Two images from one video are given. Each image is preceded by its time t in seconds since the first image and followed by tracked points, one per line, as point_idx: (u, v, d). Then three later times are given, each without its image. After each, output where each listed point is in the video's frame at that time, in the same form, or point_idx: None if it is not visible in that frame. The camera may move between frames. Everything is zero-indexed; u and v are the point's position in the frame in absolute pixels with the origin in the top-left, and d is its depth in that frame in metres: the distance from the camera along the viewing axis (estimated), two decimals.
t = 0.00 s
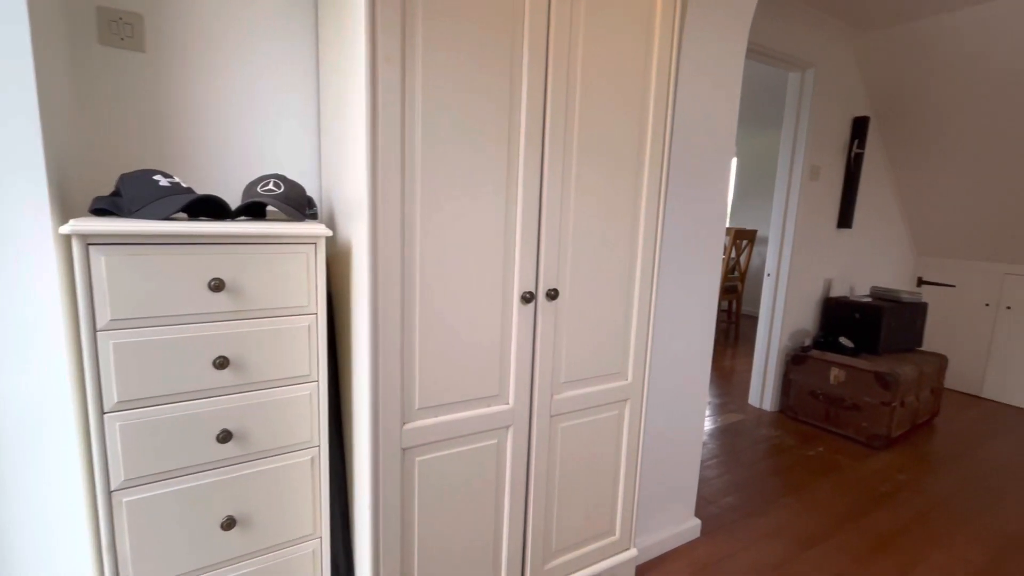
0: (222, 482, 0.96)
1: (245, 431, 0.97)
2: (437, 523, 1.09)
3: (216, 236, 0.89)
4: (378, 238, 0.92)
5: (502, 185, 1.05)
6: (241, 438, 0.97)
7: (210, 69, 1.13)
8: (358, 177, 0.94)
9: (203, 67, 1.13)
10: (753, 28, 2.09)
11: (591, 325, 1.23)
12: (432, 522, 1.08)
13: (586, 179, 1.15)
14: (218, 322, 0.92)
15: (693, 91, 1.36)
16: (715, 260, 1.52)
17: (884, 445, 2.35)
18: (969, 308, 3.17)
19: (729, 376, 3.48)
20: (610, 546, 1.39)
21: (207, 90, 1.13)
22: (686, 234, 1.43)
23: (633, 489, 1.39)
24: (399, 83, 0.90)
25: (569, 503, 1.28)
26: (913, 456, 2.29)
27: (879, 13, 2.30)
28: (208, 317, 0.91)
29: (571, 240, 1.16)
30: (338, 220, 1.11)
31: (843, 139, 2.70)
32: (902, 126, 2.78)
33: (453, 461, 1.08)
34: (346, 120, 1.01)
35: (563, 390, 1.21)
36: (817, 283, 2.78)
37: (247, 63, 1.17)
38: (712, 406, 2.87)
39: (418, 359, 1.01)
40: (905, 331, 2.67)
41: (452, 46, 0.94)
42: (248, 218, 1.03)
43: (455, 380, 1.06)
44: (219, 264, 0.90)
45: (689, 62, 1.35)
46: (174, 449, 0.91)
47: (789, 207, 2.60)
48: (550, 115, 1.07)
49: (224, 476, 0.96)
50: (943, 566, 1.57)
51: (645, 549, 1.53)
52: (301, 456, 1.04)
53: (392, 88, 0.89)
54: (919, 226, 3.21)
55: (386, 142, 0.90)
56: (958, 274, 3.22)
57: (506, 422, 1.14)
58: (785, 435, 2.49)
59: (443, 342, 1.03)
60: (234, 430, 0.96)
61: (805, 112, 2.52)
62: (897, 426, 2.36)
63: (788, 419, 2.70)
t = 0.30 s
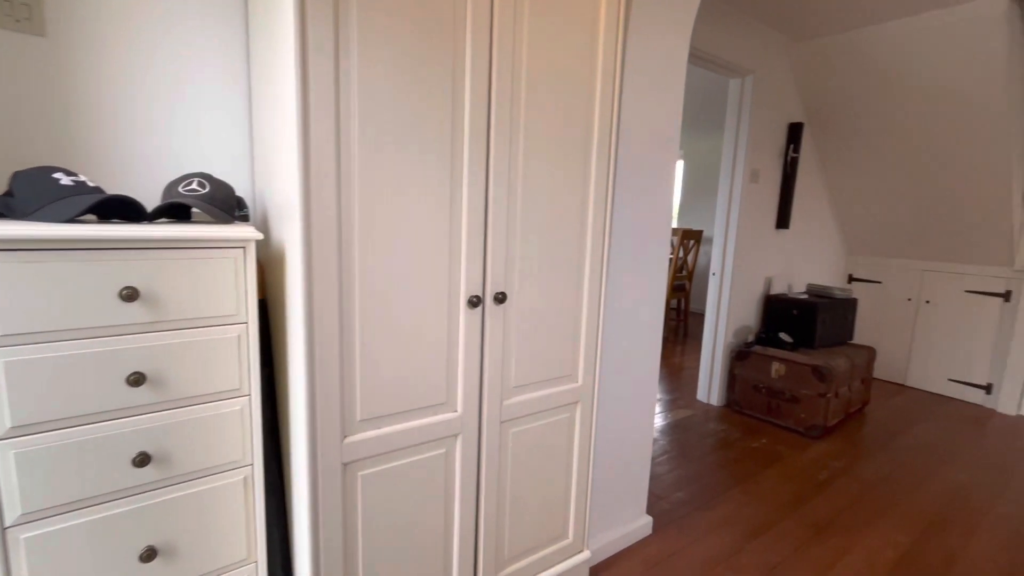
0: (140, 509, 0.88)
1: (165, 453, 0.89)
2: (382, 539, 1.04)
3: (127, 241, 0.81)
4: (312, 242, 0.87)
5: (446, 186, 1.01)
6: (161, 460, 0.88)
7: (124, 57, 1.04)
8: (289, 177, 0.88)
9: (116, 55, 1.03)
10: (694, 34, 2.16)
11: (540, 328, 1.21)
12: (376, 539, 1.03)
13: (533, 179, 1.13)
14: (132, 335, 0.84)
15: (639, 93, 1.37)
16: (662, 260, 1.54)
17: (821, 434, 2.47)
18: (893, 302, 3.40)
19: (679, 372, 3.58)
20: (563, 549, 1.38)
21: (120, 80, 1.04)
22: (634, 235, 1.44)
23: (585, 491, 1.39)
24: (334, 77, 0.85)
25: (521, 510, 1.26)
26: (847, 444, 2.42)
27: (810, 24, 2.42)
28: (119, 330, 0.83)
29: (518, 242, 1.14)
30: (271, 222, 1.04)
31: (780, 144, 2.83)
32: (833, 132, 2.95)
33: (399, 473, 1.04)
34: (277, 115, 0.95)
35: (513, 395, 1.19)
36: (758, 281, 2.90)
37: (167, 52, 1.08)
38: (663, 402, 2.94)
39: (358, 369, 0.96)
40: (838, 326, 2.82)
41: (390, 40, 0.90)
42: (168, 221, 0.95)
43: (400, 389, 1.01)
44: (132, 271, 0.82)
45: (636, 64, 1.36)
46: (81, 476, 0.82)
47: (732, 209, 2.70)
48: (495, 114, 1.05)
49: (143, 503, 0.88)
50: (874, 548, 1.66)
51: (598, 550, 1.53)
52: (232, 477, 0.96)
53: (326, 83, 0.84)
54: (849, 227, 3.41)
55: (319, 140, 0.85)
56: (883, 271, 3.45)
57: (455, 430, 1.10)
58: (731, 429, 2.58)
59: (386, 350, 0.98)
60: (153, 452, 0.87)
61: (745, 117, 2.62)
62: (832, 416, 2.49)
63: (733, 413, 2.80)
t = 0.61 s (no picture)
0: (40, 546, 0.78)
1: (69, 482, 0.79)
2: (322, 560, 0.98)
3: (13, 245, 0.71)
4: (236, 244, 0.80)
5: (386, 185, 0.96)
6: (63, 490, 0.79)
7: (14, 36, 0.93)
8: (209, 174, 0.80)
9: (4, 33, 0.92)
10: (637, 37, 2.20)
11: (488, 331, 1.18)
12: (316, 560, 0.97)
13: (478, 178, 1.10)
14: (24, 351, 0.74)
15: (588, 90, 1.35)
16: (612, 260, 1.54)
17: (762, 425, 2.57)
18: (825, 297, 3.61)
19: (630, 369, 3.65)
20: (516, 555, 1.35)
21: (10, 62, 0.93)
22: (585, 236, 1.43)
23: (538, 495, 1.37)
24: (258, 66, 0.79)
25: (472, 517, 1.23)
26: (786, 434, 2.53)
27: (746, 31, 2.52)
28: (9, 346, 0.73)
29: (464, 243, 1.10)
30: (193, 221, 0.95)
31: (721, 146, 2.93)
32: (768, 135, 3.09)
33: (340, 489, 0.98)
34: (196, 106, 0.87)
35: (461, 401, 1.15)
36: (703, 279, 2.99)
37: (67, 33, 0.97)
38: (614, 400, 2.98)
39: (291, 380, 0.89)
40: (776, 321, 2.96)
41: (321, 29, 0.84)
42: (71, 221, 0.85)
43: (339, 399, 0.96)
44: (22, 280, 0.72)
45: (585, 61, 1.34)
46: None
47: (677, 209, 2.78)
48: (437, 110, 1.01)
49: (43, 539, 0.78)
50: (811, 532, 1.74)
51: (552, 552, 1.52)
52: (151, 504, 0.87)
53: (249, 72, 0.78)
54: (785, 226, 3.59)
55: (242, 134, 0.78)
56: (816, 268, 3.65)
57: (400, 440, 1.06)
58: (679, 423, 2.65)
59: (323, 359, 0.92)
60: (53, 482, 0.78)
61: (687, 120, 2.70)
62: (772, 407, 2.60)
63: (681, 407, 2.87)
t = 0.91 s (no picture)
0: None
1: None
2: None
3: None
4: (144, 246, 0.72)
5: (319, 182, 0.90)
6: None
7: None
8: (111, 168, 0.72)
9: None
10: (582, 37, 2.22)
11: (434, 335, 1.13)
12: None
13: (420, 176, 1.06)
14: None
15: (535, 88, 1.32)
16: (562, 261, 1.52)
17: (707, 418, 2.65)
18: (763, 294, 3.78)
19: (580, 368, 3.68)
20: (468, 565, 1.31)
21: None
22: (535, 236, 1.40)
23: (488, 502, 1.33)
24: (166, 46, 0.71)
25: (421, 530, 1.17)
26: (729, 426, 2.62)
27: (687, 36, 2.59)
28: None
29: (406, 243, 1.05)
30: (96, 221, 0.85)
31: (664, 148, 3.01)
32: (708, 138, 3.20)
33: (272, 511, 0.91)
34: (96, 91, 0.77)
35: (406, 409, 1.10)
36: (649, 278, 3.06)
37: None
38: (566, 399, 2.99)
39: (214, 395, 0.81)
40: (718, 317, 3.06)
41: (241, 11, 0.77)
42: None
43: (269, 414, 0.88)
44: None
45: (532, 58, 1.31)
46: None
47: (624, 208, 2.82)
48: (374, 104, 0.96)
49: None
50: (755, 520, 1.80)
51: (505, 559, 1.49)
52: (48, 543, 0.77)
53: (154, 54, 0.70)
54: (725, 226, 3.73)
55: (149, 123, 0.70)
56: (753, 266, 3.82)
57: (340, 455, 0.99)
58: (629, 420, 2.69)
59: (249, 370, 0.85)
60: None
61: (632, 120, 2.75)
62: (716, 400, 2.68)
63: (631, 403, 2.92)
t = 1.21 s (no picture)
0: None
1: None
2: None
3: None
4: (28, 248, 0.63)
5: (242, 178, 0.83)
6: None
7: None
8: None
9: None
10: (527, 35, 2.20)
11: (375, 341, 1.07)
12: None
13: (357, 173, 1.00)
14: None
15: (480, 83, 1.28)
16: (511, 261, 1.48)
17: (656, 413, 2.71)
18: (705, 290, 3.92)
19: (532, 368, 3.68)
20: None
21: None
22: (482, 236, 1.36)
23: (437, 512, 1.28)
24: (51, 22, 0.62)
25: (364, 547, 1.11)
26: (676, 420, 2.68)
27: (630, 39, 2.64)
28: None
29: (342, 244, 0.99)
30: None
31: (610, 148, 3.06)
32: (652, 139, 3.28)
33: (194, 540, 0.82)
34: None
35: (346, 421, 1.03)
36: (598, 276, 3.09)
37: None
38: (518, 400, 2.97)
39: (120, 415, 0.73)
40: (664, 314, 3.14)
41: None
42: None
43: (188, 433, 0.80)
44: None
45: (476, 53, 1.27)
46: None
47: (572, 208, 2.84)
48: (304, 95, 0.89)
49: None
50: (702, 512, 1.85)
51: (457, 569, 1.44)
52: None
53: (37, 29, 0.61)
54: (669, 225, 3.84)
55: (31, 108, 0.62)
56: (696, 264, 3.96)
57: (272, 473, 0.92)
58: (580, 418, 2.70)
59: (164, 386, 0.77)
60: None
61: (578, 120, 2.77)
62: (663, 395, 2.74)
63: (582, 401, 2.94)
